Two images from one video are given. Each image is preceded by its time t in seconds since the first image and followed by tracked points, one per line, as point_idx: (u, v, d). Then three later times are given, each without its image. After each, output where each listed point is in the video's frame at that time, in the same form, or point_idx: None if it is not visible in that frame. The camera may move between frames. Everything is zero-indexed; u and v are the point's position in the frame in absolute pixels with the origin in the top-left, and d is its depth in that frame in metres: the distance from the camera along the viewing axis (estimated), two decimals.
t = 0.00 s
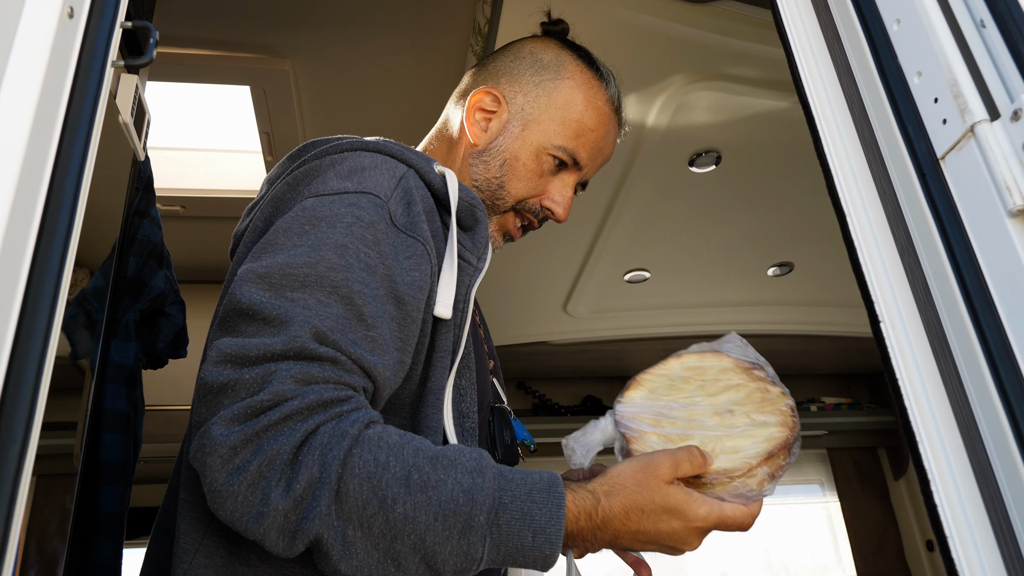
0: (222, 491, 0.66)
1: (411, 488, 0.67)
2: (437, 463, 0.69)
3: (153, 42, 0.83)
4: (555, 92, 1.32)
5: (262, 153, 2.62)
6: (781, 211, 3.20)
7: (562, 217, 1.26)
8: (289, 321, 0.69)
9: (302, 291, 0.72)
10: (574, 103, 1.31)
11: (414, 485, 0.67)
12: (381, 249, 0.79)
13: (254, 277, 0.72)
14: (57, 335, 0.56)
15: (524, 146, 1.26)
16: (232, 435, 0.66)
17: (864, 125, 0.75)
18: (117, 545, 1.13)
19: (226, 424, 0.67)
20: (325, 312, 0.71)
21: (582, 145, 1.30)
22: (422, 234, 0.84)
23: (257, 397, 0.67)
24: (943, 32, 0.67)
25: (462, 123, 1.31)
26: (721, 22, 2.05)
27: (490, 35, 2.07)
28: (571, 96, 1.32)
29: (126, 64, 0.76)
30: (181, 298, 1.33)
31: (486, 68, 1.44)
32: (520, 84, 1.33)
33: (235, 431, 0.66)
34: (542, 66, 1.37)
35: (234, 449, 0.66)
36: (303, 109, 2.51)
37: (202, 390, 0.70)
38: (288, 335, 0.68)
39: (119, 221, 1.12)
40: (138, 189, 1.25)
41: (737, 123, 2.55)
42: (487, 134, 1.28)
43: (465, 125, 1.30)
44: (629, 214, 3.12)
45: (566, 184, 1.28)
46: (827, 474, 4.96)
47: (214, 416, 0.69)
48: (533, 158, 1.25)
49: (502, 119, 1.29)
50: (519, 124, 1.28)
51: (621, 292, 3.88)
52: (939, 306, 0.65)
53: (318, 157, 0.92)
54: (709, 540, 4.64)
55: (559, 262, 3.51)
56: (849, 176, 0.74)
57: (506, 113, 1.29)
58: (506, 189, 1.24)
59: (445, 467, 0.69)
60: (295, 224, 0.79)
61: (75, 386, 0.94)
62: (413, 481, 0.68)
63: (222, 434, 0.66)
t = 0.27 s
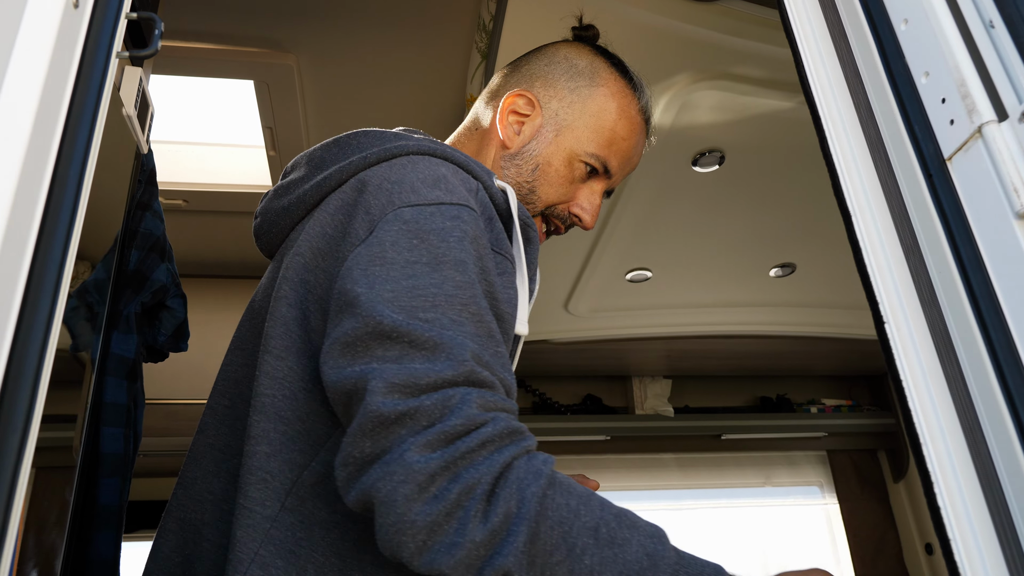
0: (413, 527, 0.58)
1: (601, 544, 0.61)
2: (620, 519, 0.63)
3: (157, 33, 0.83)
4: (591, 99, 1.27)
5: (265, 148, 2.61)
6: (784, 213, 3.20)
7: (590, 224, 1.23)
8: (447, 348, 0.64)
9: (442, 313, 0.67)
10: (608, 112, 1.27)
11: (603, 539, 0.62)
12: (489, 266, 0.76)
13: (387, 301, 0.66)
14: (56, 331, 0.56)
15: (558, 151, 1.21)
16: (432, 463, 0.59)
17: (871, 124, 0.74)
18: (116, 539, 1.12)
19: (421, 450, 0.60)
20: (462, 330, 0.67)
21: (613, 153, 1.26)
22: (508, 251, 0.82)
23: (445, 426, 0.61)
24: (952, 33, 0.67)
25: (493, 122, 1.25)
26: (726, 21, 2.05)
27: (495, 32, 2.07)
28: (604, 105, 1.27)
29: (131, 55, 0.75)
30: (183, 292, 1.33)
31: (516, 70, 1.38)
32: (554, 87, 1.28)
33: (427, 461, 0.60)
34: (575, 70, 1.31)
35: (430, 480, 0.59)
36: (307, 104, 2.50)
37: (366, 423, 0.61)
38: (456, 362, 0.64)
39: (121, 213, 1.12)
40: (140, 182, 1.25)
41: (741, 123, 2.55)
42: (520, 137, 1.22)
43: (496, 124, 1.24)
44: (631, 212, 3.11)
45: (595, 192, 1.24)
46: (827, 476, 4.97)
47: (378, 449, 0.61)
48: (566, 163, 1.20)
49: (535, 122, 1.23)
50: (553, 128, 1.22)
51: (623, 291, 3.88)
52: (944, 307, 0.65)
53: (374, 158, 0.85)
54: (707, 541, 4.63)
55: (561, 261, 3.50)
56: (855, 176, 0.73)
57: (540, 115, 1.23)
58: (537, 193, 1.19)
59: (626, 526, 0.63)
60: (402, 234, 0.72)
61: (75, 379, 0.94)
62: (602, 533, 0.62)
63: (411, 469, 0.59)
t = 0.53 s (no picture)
0: None
1: None
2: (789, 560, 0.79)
3: (157, 27, 0.82)
4: (666, 173, 1.25)
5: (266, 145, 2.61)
6: (785, 213, 3.19)
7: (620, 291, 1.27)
8: (671, 454, 0.75)
9: (648, 416, 0.77)
10: (676, 191, 1.26)
11: None
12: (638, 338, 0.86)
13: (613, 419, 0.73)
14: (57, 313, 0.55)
15: (619, 220, 1.21)
16: (711, 568, 0.71)
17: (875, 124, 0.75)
18: (113, 535, 1.12)
19: (697, 556, 0.71)
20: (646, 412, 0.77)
21: (666, 233, 1.27)
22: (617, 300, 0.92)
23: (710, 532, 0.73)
24: (955, 31, 0.67)
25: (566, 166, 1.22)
26: (730, 21, 2.05)
27: (499, 31, 2.06)
28: (676, 183, 1.26)
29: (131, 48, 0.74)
30: (182, 288, 1.32)
31: (601, 107, 1.33)
32: (635, 150, 1.25)
33: (707, 563, 0.71)
34: (658, 135, 1.28)
35: None
36: (309, 102, 2.50)
37: (636, 541, 0.70)
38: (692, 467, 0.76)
39: (120, 209, 1.12)
40: (139, 177, 1.24)
41: (743, 123, 2.55)
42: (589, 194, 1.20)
43: (569, 171, 1.20)
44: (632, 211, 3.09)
45: (636, 264, 1.28)
46: (826, 477, 4.96)
47: (653, 556, 0.71)
48: (620, 235, 1.22)
49: (608, 183, 1.21)
50: (622, 195, 1.21)
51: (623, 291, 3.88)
52: (948, 309, 0.66)
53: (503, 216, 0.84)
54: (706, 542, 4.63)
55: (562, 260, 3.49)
56: (858, 175, 0.74)
57: (614, 178, 1.21)
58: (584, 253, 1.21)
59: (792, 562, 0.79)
60: (590, 336, 0.78)
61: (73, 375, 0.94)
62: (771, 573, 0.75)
63: None
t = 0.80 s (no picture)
0: None
1: None
2: None
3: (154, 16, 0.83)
4: (692, 223, 1.30)
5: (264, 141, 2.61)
6: (785, 209, 3.19)
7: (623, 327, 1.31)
8: (682, 497, 0.80)
9: (664, 463, 0.82)
10: (698, 241, 1.31)
11: None
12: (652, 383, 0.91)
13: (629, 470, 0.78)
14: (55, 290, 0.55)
15: (637, 262, 1.25)
16: None
17: (878, 115, 0.76)
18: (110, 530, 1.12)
19: None
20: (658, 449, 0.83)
21: (678, 280, 1.31)
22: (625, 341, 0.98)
23: None
24: (961, 23, 0.69)
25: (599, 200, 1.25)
26: (731, 15, 2.04)
27: (501, 26, 2.06)
28: (699, 235, 1.31)
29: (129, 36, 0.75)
30: (180, 282, 1.31)
31: (639, 148, 1.37)
32: (665, 199, 1.29)
33: None
34: (687, 184, 1.33)
35: None
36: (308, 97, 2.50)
37: None
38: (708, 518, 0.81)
39: (118, 204, 1.11)
40: (137, 171, 1.24)
41: (743, 118, 2.54)
42: (616, 234, 1.23)
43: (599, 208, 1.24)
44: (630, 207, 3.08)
45: (643, 305, 1.32)
46: (825, 474, 4.95)
47: None
48: (635, 276, 1.26)
49: (633, 225, 1.25)
50: (645, 239, 1.25)
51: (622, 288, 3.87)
52: (950, 299, 0.68)
53: (538, 254, 0.89)
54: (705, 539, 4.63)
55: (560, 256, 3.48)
56: (861, 166, 0.76)
57: (640, 221, 1.25)
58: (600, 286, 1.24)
59: None
60: (613, 381, 0.83)
61: (71, 370, 0.93)
62: None
63: None
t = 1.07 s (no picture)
0: (532, 555, 0.61)
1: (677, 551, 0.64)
2: (730, 546, 0.67)
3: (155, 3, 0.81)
4: (628, 155, 1.27)
5: (265, 135, 2.60)
6: (787, 204, 3.18)
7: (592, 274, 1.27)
8: (553, 389, 0.68)
9: (528, 351, 0.70)
10: (639, 172, 1.28)
11: (714, 565, 0.65)
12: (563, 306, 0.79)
13: (484, 348, 0.69)
14: (57, 278, 0.52)
15: (581, 200, 1.21)
16: (552, 498, 0.63)
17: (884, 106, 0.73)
18: (112, 523, 1.11)
19: (539, 486, 0.63)
20: (559, 365, 0.72)
21: (631, 213, 1.27)
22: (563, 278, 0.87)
23: (563, 459, 0.65)
24: (968, 10, 0.66)
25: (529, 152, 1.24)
26: (732, 7, 2.03)
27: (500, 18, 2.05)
28: (638, 165, 1.28)
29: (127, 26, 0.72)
30: (181, 275, 1.31)
31: (563, 100, 1.37)
32: (595, 136, 1.28)
33: (550, 492, 0.63)
34: (618, 122, 1.31)
35: (551, 510, 0.63)
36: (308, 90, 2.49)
37: (476, 462, 0.64)
38: (565, 404, 0.68)
39: (118, 197, 1.11)
40: (138, 164, 1.23)
41: (745, 112, 2.53)
42: (551, 177, 1.22)
43: (532, 157, 1.23)
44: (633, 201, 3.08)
45: (604, 245, 1.27)
46: (826, 469, 4.97)
47: (494, 484, 0.64)
48: (584, 214, 1.22)
49: (568, 165, 1.23)
50: (583, 176, 1.22)
51: (624, 282, 3.87)
52: (956, 289, 0.63)
53: (442, 186, 0.86)
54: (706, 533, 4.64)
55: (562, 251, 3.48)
56: (866, 158, 0.72)
57: (575, 160, 1.23)
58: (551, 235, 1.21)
59: (735, 552, 0.67)
60: (492, 275, 0.75)
61: (72, 365, 0.93)
62: (712, 558, 0.66)
63: (532, 504, 0.62)
